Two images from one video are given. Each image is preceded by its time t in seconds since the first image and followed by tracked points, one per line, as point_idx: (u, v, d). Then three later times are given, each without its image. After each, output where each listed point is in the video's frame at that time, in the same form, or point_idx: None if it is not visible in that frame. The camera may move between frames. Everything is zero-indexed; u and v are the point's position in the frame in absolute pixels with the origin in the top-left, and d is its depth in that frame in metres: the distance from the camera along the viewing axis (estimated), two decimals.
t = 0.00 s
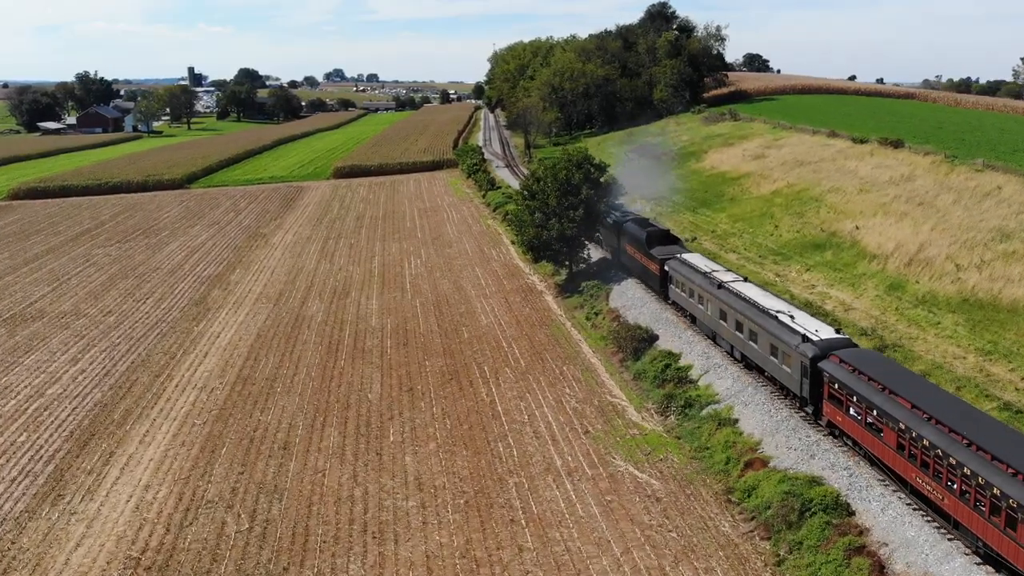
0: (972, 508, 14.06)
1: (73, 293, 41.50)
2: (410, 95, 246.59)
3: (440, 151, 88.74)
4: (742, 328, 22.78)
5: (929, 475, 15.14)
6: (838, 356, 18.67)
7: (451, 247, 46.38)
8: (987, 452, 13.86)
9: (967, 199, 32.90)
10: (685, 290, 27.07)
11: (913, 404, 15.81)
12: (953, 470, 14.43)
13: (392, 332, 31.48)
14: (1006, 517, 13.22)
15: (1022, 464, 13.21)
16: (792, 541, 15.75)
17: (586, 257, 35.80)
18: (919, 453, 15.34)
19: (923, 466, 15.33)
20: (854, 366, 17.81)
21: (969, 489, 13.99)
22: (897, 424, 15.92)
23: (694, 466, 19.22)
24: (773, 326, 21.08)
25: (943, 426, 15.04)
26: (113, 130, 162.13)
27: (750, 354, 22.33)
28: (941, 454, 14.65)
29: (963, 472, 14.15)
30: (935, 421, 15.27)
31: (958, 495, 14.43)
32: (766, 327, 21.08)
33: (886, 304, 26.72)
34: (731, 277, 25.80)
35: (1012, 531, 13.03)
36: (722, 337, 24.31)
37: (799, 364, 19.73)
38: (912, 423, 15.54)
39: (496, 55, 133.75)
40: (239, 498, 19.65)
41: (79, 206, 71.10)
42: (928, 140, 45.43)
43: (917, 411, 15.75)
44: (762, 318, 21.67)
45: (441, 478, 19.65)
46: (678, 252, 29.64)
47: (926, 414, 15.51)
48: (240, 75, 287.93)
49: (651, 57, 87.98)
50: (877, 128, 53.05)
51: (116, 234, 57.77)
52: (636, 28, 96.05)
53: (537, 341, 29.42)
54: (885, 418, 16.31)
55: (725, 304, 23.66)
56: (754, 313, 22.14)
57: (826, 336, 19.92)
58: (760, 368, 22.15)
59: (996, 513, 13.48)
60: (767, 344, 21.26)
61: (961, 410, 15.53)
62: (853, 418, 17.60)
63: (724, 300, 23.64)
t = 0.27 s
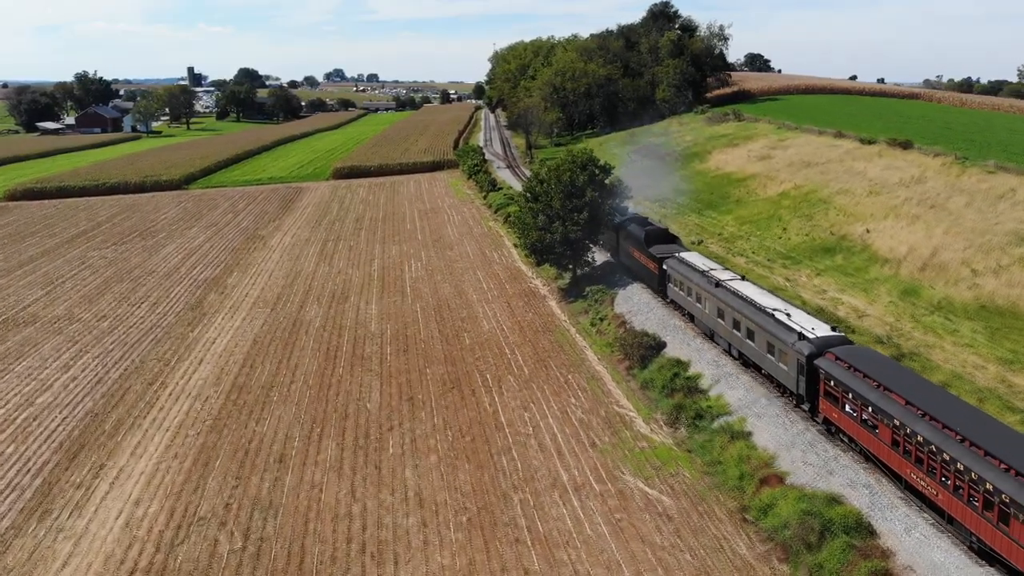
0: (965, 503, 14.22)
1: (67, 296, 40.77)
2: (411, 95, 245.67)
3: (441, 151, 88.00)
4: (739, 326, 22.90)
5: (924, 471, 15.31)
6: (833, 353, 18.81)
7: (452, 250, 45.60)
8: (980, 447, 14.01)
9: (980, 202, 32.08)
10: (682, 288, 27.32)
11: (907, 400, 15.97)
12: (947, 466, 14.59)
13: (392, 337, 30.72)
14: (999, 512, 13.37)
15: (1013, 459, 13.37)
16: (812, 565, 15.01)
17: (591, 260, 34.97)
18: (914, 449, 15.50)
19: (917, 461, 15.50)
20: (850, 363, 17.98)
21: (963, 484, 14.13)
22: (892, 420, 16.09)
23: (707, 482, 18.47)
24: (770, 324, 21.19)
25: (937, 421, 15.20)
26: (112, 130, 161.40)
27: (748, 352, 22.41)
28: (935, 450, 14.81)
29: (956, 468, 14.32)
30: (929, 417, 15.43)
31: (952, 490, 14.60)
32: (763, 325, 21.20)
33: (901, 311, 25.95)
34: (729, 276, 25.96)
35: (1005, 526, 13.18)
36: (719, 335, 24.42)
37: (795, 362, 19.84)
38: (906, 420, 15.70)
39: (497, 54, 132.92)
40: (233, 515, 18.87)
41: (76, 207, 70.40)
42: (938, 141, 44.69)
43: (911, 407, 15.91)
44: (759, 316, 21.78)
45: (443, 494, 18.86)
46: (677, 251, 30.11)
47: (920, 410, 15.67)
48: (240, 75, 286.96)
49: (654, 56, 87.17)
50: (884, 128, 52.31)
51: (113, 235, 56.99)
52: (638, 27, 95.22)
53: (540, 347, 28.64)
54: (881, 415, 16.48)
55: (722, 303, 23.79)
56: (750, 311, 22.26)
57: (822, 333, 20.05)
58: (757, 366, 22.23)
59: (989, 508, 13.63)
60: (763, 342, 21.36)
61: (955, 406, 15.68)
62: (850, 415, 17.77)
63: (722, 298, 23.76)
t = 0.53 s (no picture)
0: (960, 499, 14.49)
1: (61, 300, 39.99)
2: (411, 96, 244.72)
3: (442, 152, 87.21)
4: (737, 325, 23.12)
5: (919, 467, 15.57)
6: (830, 351, 19.07)
7: (453, 253, 44.79)
8: (974, 443, 14.30)
9: (995, 204, 31.28)
10: (681, 287, 27.53)
11: (902, 397, 16.27)
12: (941, 462, 14.85)
13: (393, 343, 29.95)
14: (993, 508, 13.63)
15: (1007, 455, 13.64)
16: None
17: (596, 263, 34.13)
18: (909, 446, 15.78)
19: (913, 458, 15.76)
20: (847, 361, 18.26)
21: (958, 480, 14.43)
22: (888, 417, 16.37)
23: (721, 499, 17.70)
24: (767, 322, 21.38)
25: (932, 418, 15.47)
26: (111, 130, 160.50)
27: (746, 350, 22.60)
28: (930, 446, 15.09)
29: (951, 464, 14.59)
30: (924, 414, 15.71)
31: (947, 486, 14.86)
32: (760, 322, 21.40)
33: (916, 318, 25.16)
34: (727, 274, 26.20)
35: (998, 520, 13.45)
36: (717, 333, 24.63)
37: (792, 360, 20.04)
38: (902, 416, 15.97)
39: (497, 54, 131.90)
40: (227, 533, 18.09)
41: (72, 208, 69.65)
42: (947, 142, 43.98)
43: (907, 404, 16.18)
44: (756, 314, 21.99)
45: (445, 512, 18.08)
46: (675, 249, 30.49)
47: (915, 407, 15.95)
48: (239, 75, 285.83)
49: (656, 56, 86.34)
50: (891, 129, 51.66)
51: (108, 237, 56.15)
52: (640, 27, 94.38)
53: (544, 354, 27.84)
54: (877, 412, 16.75)
55: (720, 301, 24.00)
56: (748, 309, 22.46)
57: (819, 331, 20.27)
58: (755, 364, 22.45)
59: (983, 504, 13.90)
60: (761, 339, 21.54)
61: (950, 404, 15.96)
62: (846, 413, 18.02)
63: (720, 297, 23.95)
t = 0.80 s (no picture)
0: (955, 495, 14.51)
1: (54, 304, 39.26)
2: (411, 95, 243.88)
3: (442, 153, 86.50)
4: (734, 323, 23.15)
5: (914, 463, 15.58)
6: (827, 349, 19.12)
7: (454, 255, 44.07)
8: (969, 440, 14.34)
9: (1009, 207, 30.51)
10: (678, 286, 27.53)
11: (898, 394, 16.30)
12: (936, 458, 14.87)
13: (393, 348, 29.26)
14: (988, 503, 13.65)
15: (1002, 451, 13.70)
16: None
17: (600, 267, 33.31)
18: (904, 442, 15.79)
19: (908, 454, 15.77)
20: (843, 358, 18.29)
21: (953, 476, 14.47)
22: (884, 414, 16.40)
23: (735, 517, 16.97)
24: (765, 320, 21.44)
25: (927, 415, 15.51)
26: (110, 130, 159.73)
27: (744, 348, 22.63)
28: (925, 442, 15.12)
29: (946, 460, 14.62)
30: (919, 411, 15.74)
31: (942, 482, 14.88)
32: (758, 321, 21.46)
33: (932, 325, 24.41)
34: (725, 273, 26.28)
35: (993, 516, 13.48)
36: (716, 332, 24.63)
37: (789, 357, 20.07)
38: (898, 413, 16.00)
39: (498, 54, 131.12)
40: (220, 551, 17.35)
41: (69, 209, 68.96)
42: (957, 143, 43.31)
43: (902, 401, 16.23)
44: (754, 313, 22.05)
45: (446, 531, 17.32)
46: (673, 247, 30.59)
47: (911, 403, 15.99)
48: (240, 75, 285.10)
49: (659, 55, 85.58)
50: (898, 129, 51.03)
51: (105, 239, 55.46)
52: (643, 26, 93.60)
53: (548, 361, 27.07)
54: (872, 408, 16.78)
55: (718, 299, 24.06)
56: (746, 307, 22.53)
57: (816, 330, 20.37)
58: (752, 362, 22.49)
59: (977, 499, 13.93)
60: (759, 338, 21.59)
61: (945, 401, 16.00)
62: (842, 410, 18.02)
63: (718, 295, 24.02)
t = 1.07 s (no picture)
0: (950, 491, 14.56)
1: (47, 308, 38.48)
2: (411, 95, 243.15)
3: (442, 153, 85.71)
4: (732, 321, 23.18)
5: (909, 459, 15.64)
6: (824, 346, 19.16)
7: (455, 258, 43.25)
8: (964, 435, 14.41)
9: None
10: (677, 284, 27.59)
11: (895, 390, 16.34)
12: (932, 454, 14.91)
13: (393, 354, 28.49)
14: (982, 498, 13.71)
15: (996, 446, 13.79)
16: None
17: (605, 272, 32.38)
18: (899, 438, 15.85)
19: (903, 450, 15.82)
20: (840, 355, 18.33)
21: (949, 471, 14.48)
22: (880, 410, 16.46)
23: (752, 538, 16.18)
24: (762, 318, 21.49)
25: (923, 411, 15.58)
26: (108, 130, 158.85)
27: (741, 345, 22.68)
28: (921, 438, 15.18)
29: (941, 455, 14.68)
30: (915, 407, 15.80)
31: (937, 478, 14.93)
32: (755, 318, 21.53)
33: (950, 333, 23.64)
34: (723, 272, 26.29)
35: (988, 511, 13.54)
36: (714, 331, 24.63)
37: (786, 355, 20.12)
38: (893, 409, 16.06)
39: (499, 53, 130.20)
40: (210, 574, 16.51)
41: (66, 210, 68.20)
42: (968, 144, 42.58)
43: (898, 397, 16.27)
44: (751, 310, 22.09)
45: (448, 552, 16.52)
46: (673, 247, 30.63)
47: (906, 400, 16.05)
48: (240, 75, 284.13)
49: (661, 55, 84.77)
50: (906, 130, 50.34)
51: (101, 241, 54.66)
52: (645, 26, 92.75)
53: (552, 369, 26.23)
54: (869, 405, 16.82)
55: (715, 298, 24.11)
56: (743, 305, 22.59)
57: (813, 328, 20.44)
58: (750, 360, 22.54)
59: (972, 494, 13.97)
60: (756, 336, 21.64)
61: (941, 398, 16.06)
62: (839, 407, 18.06)
63: (716, 294, 24.06)
